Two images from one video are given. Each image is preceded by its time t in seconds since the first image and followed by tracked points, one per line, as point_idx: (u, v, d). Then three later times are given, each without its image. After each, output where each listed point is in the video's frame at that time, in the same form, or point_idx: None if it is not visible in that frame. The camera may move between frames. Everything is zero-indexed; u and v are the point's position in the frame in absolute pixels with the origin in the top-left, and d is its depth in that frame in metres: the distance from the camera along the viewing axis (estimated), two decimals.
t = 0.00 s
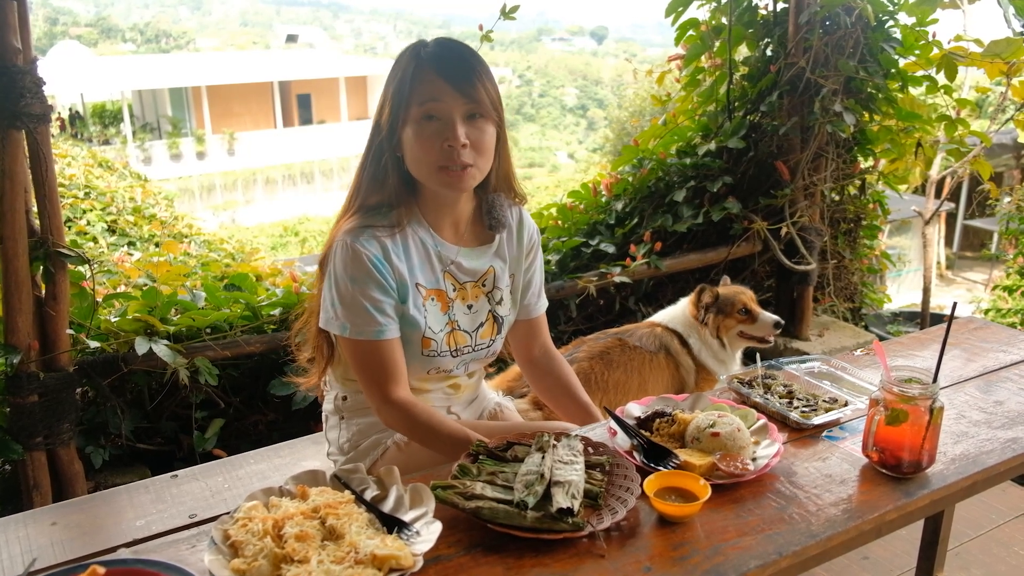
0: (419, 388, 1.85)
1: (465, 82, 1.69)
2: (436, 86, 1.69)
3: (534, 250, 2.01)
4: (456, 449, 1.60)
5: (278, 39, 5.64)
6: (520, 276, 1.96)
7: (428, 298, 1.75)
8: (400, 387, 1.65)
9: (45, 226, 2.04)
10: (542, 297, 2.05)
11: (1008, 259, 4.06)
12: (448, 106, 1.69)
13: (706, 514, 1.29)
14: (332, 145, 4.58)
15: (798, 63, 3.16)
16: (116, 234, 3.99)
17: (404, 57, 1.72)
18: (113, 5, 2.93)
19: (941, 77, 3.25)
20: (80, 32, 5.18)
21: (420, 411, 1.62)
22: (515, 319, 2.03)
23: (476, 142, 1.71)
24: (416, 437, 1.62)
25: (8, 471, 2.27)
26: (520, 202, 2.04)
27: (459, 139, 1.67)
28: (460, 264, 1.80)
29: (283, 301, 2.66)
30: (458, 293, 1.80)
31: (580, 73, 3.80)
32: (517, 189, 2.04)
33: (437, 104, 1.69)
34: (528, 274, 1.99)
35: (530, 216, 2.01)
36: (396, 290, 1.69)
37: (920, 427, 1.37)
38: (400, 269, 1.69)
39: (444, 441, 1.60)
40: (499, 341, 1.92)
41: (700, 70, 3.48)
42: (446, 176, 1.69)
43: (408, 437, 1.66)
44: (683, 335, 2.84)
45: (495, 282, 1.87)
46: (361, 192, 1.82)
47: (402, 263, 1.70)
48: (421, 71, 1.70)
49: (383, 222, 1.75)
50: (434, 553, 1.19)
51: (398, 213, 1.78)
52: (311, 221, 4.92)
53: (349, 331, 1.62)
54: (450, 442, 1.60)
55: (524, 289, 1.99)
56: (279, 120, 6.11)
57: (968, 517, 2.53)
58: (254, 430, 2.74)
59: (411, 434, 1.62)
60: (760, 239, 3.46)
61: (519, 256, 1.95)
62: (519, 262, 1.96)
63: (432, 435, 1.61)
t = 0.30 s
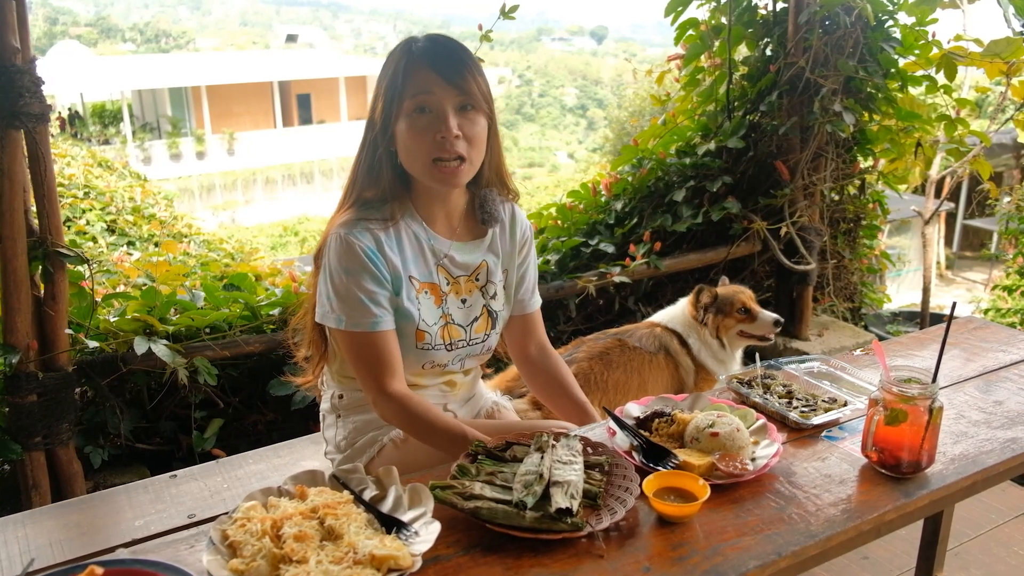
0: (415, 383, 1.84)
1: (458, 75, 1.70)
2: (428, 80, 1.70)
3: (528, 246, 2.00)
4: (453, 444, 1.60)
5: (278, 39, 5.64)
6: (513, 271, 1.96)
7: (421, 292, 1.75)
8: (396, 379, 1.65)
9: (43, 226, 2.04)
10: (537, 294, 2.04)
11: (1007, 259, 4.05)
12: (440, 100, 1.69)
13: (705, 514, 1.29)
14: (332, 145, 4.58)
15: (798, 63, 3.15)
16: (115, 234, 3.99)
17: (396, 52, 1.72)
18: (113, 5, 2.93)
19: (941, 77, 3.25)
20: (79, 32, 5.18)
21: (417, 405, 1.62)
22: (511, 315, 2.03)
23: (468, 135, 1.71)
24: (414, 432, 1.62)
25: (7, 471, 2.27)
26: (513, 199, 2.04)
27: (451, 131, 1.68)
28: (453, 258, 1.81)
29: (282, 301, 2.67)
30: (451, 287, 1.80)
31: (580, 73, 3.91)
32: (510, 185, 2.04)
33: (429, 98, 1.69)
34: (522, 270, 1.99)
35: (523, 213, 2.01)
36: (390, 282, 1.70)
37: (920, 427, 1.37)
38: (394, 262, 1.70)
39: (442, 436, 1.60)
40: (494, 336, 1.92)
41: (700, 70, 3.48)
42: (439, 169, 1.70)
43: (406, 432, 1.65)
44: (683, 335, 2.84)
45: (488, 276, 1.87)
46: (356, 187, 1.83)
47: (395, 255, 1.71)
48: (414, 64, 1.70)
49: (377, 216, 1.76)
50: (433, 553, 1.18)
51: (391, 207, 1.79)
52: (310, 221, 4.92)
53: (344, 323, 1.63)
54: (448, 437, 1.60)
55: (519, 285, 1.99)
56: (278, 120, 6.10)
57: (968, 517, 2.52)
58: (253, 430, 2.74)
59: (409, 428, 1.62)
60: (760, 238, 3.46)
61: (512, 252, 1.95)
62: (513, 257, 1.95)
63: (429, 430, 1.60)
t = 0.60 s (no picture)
0: (412, 380, 1.84)
1: (446, 72, 1.70)
2: (417, 78, 1.70)
3: (520, 241, 2.01)
4: (450, 441, 1.59)
5: (278, 39, 5.64)
6: (506, 267, 1.97)
7: (415, 287, 1.75)
8: (392, 374, 1.65)
9: (43, 226, 2.04)
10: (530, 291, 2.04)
11: (1007, 259, 4.06)
12: (430, 97, 1.70)
13: (704, 514, 1.29)
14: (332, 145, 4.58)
15: (797, 63, 3.15)
16: (115, 234, 3.98)
17: (383, 52, 1.72)
18: (112, 5, 2.93)
19: (940, 77, 3.24)
20: (78, 32, 5.18)
21: (414, 400, 1.61)
22: (505, 312, 2.03)
23: (458, 132, 1.72)
24: (411, 427, 1.61)
25: (6, 471, 2.27)
26: (504, 196, 2.05)
27: (441, 128, 1.68)
28: (446, 254, 1.81)
29: (282, 301, 2.67)
30: (445, 284, 1.80)
31: (579, 74, 3.92)
32: (501, 182, 2.05)
33: (418, 95, 1.69)
34: (515, 266, 2.00)
35: (515, 210, 2.02)
36: (383, 278, 1.70)
37: (919, 427, 1.37)
38: (387, 257, 1.70)
39: (439, 431, 1.59)
40: (489, 332, 1.91)
41: (700, 70, 3.47)
42: (431, 165, 1.70)
43: (404, 428, 1.65)
44: (682, 336, 2.84)
45: (481, 272, 1.87)
46: (348, 187, 1.83)
47: (388, 251, 1.72)
48: (402, 63, 1.70)
49: (369, 214, 1.76)
50: (432, 554, 1.19)
51: (384, 205, 1.80)
52: (310, 221, 4.91)
53: (339, 320, 1.63)
54: (444, 432, 1.59)
55: (512, 282, 1.99)
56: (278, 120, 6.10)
57: (968, 517, 2.53)
58: (253, 431, 2.74)
59: (406, 423, 1.62)
60: (759, 239, 3.46)
61: (504, 248, 1.96)
62: (505, 254, 1.96)
63: (426, 425, 1.60)
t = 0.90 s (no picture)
0: (410, 378, 1.84)
1: (443, 70, 1.70)
2: (415, 75, 1.70)
3: (519, 241, 2.01)
4: (448, 439, 1.59)
5: (278, 39, 5.64)
6: (505, 266, 1.97)
7: (413, 286, 1.75)
8: (389, 373, 1.64)
9: (42, 226, 2.04)
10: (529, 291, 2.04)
11: (1007, 259, 4.06)
12: (427, 94, 1.69)
13: (703, 514, 1.29)
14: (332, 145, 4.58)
15: (797, 63, 3.15)
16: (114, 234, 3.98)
17: (382, 50, 1.73)
18: (112, 5, 2.93)
19: (940, 77, 3.25)
20: (78, 31, 5.18)
21: (411, 398, 1.61)
22: (504, 311, 2.03)
23: (455, 129, 1.71)
24: (408, 426, 1.61)
25: (5, 471, 2.26)
26: (503, 196, 2.05)
27: (439, 125, 1.67)
28: (444, 253, 1.81)
29: (281, 300, 2.67)
30: (443, 282, 1.80)
31: (579, 74, 4.02)
32: (500, 182, 2.05)
33: (416, 92, 1.69)
34: (514, 265, 2.00)
35: (514, 209, 2.02)
36: (381, 276, 1.70)
37: (918, 427, 1.37)
38: (385, 255, 1.70)
39: (437, 430, 1.59)
40: (488, 331, 1.90)
41: (699, 69, 3.47)
42: (428, 162, 1.69)
43: (402, 427, 1.65)
44: (682, 336, 2.84)
45: (480, 271, 1.87)
46: (346, 185, 1.84)
47: (386, 250, 1.72)
48: (399, 61, 1.70)
49: (368, 212, 1.76)
50: (431, 553, 1.18)
51: (382, 204, 1.80)
52: (310, 221, 4.91)
53: (337, 317, 1.63)
54: (442, 431, 1.59)
55: (510, 281, 1.99)
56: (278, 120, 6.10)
57: (967, 517, 2.52)
58: (252, 430, 2.74)
59: (403, 422, 1.61)
60: (759, 238, 3.46)
61: (503, 247, 1.96)
62: (504, 253, 1.96)
63: (424, 423, 1.60)
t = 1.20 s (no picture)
0: (410, 379, 1.84)
1: (444, 71, 1.70)
2: (415, 75, 1.70)
3: (520, 241, 2.01)
4: (448, 439, 1.59)
5: (277, 38, 5.64)
6: (506, 267, 1.97)
7: (414, 287, 1.75)
8: (390, 374, 1.64)
9: (42, 225, 2.03)
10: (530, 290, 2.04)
11: (1007, 259, 4.06)
12: (428, 95, 1.69)
13: (703, 513, 1.28)
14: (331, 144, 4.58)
15: (797, 62, 3.15)
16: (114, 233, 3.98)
17: (382, 50, 1.73)
18: (113, 5, 2.93)
19: (940, 76, 3.24)
20: (78, 31, 5.17)
21: (411, 399, 1.61)
22: (505, 311, 2.02)
23: (456, 129, 1.71)
24: (409, 426, 1.61)
25: (4, 470, 2.26)
26: (504, 196, 2.05)
27: (439, 125, 1.67)
28: (445, 254, 1.81)
29: (281, 300, 2.67)
30: (445, 283, 1.80)
31: (579, 74, 3.99)
32: (501, 181, 2.05)
33: (417, 93, 1.69)
34: (515, 265, 1.99)
35: (515, 209, 2.02)
36: (382, 278, 1.70)
37: (919, 426, 1.37)
38: (386, 257, 1.70)
39: (437, 430, 1.59)
40: (489, 331, 1.90)
41: (699, 69, 3.47)
42: (429, 163, 1.69)
43: (402, 427, 1.64)
44: (682, 336, 2.84)
45: (481, 272, 1.87)
46: (347, 185, 1.84)
47: (387, 251, 1.71)
48: (400, 60, 1.70)
49: (369, 213, 1.76)
50: (431, 553, 1.18)
51: (383, 204, 1.80)
52: (309, 220, 4.91)
53: (338, 319, 1.63)
54: (442, 431, 1.59)
55: (511, 282, 1.99)
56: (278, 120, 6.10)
57: (967, 516, 2.52)
58: (252, 430, 2.74)
59: (403, 422, 1.61)
60: (759, 238, 3.46)
61: (504, 247, 1.96)
62: (505, 253, 1.96)
63: (424, 424, 1.60)
